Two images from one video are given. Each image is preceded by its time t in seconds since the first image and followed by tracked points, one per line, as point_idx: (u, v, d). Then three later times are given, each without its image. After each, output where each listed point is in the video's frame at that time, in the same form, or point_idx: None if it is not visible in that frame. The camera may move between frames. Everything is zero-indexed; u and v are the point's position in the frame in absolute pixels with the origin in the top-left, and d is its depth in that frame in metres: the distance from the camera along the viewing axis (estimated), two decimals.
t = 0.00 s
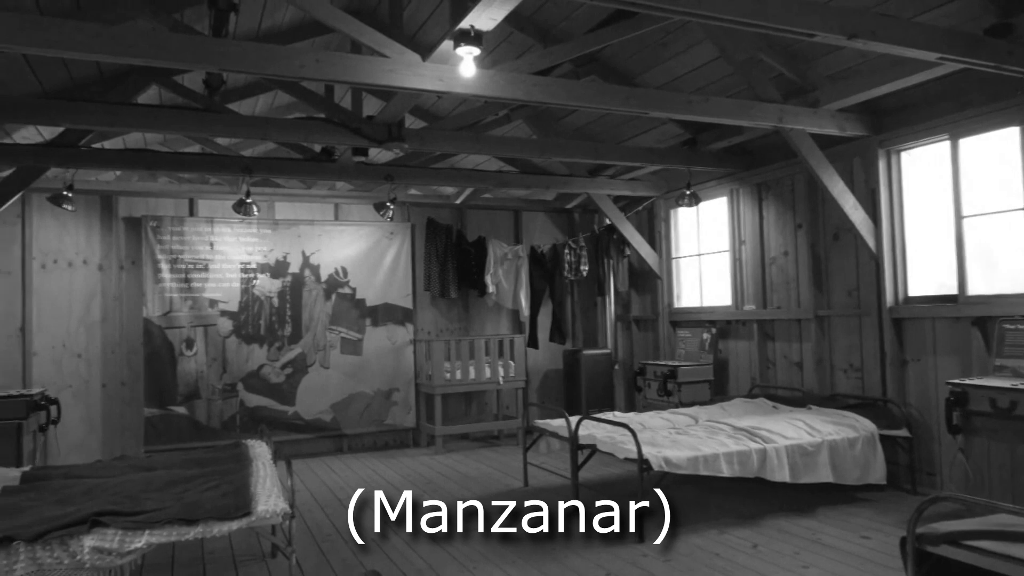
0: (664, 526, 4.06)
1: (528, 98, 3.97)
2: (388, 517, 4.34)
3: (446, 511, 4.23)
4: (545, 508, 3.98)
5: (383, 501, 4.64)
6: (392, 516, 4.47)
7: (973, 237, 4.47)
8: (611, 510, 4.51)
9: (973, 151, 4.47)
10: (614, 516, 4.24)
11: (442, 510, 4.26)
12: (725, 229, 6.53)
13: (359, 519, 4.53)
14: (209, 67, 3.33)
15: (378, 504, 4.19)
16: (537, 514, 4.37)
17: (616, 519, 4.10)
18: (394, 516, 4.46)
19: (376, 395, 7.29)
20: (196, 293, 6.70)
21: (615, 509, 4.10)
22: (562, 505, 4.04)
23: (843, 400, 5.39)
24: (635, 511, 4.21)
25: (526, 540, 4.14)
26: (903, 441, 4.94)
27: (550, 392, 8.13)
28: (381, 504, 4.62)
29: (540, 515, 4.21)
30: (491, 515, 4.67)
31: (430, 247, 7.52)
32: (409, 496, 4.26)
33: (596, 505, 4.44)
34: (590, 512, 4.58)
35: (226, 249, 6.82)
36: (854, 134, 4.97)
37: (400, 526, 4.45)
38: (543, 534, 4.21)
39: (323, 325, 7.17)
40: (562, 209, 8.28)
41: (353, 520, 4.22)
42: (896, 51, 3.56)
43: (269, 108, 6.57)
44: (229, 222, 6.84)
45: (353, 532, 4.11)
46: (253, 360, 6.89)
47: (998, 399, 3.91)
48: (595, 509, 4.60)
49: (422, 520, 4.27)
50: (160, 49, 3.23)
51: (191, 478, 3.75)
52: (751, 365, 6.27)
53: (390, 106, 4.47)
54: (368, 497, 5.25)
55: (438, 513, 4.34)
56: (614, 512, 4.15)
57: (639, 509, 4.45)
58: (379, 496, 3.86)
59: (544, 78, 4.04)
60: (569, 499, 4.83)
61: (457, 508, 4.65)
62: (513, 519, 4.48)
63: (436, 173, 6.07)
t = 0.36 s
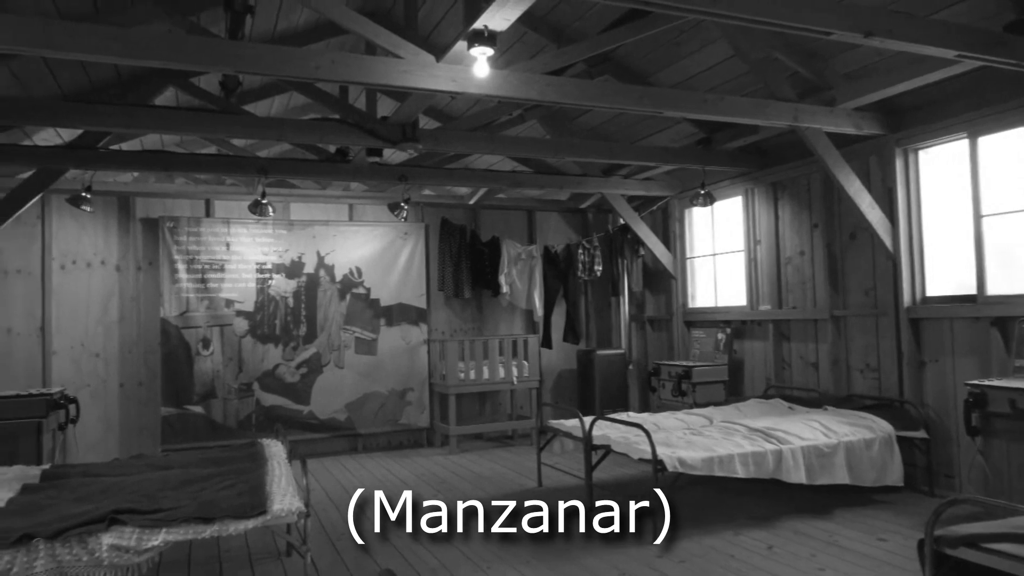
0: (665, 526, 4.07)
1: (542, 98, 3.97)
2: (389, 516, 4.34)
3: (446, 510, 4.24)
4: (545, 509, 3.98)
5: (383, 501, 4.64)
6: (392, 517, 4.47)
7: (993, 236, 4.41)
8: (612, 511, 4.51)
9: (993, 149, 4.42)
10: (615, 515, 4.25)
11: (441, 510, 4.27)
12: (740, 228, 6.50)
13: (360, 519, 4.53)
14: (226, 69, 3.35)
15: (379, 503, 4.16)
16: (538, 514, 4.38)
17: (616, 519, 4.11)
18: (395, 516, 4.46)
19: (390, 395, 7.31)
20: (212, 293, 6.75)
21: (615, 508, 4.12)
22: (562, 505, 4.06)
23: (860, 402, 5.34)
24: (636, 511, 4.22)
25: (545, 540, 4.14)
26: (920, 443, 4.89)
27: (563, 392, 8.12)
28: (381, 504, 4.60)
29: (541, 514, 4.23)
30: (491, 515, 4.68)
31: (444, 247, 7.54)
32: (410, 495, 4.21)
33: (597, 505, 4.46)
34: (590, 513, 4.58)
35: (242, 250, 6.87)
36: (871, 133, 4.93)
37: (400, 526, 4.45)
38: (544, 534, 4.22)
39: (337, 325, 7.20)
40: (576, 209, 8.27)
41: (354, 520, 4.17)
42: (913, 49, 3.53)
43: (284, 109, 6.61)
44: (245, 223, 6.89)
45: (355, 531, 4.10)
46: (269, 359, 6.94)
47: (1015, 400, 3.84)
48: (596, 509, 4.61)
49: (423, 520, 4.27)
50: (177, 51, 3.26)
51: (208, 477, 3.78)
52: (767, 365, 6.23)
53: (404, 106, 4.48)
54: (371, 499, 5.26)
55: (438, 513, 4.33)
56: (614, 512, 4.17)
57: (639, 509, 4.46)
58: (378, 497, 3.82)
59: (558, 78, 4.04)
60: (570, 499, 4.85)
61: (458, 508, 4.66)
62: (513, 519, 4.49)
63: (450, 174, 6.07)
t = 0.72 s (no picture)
0: (665, 526, 4.09)
1: (556, 98, 3.97)
2: (389, 516, 4.36)
3: (446, 510, 4.28)
4: (545, 509, 4.00)
5: (383, 501, 4.67)
6: (394, 518, 4.48)
7: (1012, 235, 4.36)
8: (612, 511, 4.52)
9: (1012, 147, 4.36)
10: (615, 516, 4.27)
11: (442, 510, 4.31)
12: (755, 228, 6.46)
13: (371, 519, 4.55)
14: (242, 70, 3.38)
15: (380, 503, 4.20)
16: (538, 514, 4.40)
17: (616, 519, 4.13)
18: (395, 517, 4.49)
19: (404, 394, 7.33)
20: (228, 293, 6.80)
21: (615, 508, 4.14)
22: (561, 505, 4.08)
23: (876, 402, 5.30)
24: (635, 511, 4.24)
25: (558, 540, 4.14)
26: (938, 444, 4.84)
27: (577, 393, 8.11)
28: (381, 504, 4.63)
29: (541, 515, 4.25)
30: (491, 515, 4.71)
31: (457, 247, 7.55)
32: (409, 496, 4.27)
33: (596, 505, 4.48)
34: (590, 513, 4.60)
35: (257, 250, 6.92)
36: (888, 131, 4.89)
37: (400, 526, 4.48)
38: (557, 534, 4.22)
39: (351, 325, 7.23)
40: (589, 208, 8.26)
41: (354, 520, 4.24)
42: (931, 46, 3.49)
43: (298, 111, 6.65)
44: (260, 223, 6.93)
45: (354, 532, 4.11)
46: (284, 359, 6.98)
47: None
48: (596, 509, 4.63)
49: (423, 520, 4.29)
50: (192, 53, 3.28)
51: (223, 476, 3.81)
52: (782, 365, 6.18)
53: (417, 107, 4.49)
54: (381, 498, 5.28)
55: (437, 513, 4.36)
56: (614, 513, 4.19)
57: (639, 509, 4.48)
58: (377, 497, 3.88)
59: (571, 78, 4.03)
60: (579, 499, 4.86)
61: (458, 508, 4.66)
62: (514, 519, 4.51)
63: (464, 174, 6.08)
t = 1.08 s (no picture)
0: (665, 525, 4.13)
1: (567, 98, 3.96)
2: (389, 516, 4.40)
3: (446, 511, 4.35)
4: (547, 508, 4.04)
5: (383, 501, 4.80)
6: (409, 519, 4.49)
7: None
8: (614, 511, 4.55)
9: None
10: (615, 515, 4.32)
11: (442, 511, 4.38)
12: (767, 227, 6.43)
13: (383, 519, 4.57)
14: (255, 71, 3.40)
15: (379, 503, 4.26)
16: (538, 514, 4.45)
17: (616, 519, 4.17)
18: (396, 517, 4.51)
19: (415, 394, 7.35)
20: (241, 293, 6.84)
21: (615, 508, 4.19)
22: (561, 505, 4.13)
23: (890, 403, 5.26)
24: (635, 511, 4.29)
25: (569, 540, 4.14)
26: (953, 445, 4.80)
27: (589, 392, 8.11)
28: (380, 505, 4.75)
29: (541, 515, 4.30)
30: (491, 515, 4.73)
31: (469, 247, 7.57)
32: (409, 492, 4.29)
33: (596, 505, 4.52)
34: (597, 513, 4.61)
35: (270, 250, 6.96)
36: (902, 130, 4.85)
37: (417, 526, 4.48)
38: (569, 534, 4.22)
39: (363, 325, 7.26)
40: (601, 208, 8.24)
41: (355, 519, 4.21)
42: (946, 44, 3.46)
43: (310, 111, 6.68)
44: (273, 223, 6.97)
45: (354, 532, 4.12)
46: (296, 359, 7.01)
47: None
48: (596, 509, 4.66)
49: (423, 520, 4.35)
50: (205, 54, 3.30)
51: (236, 475, 3.83)
52: (795, 366, 6.15)
53: (429, 107, 4.50)
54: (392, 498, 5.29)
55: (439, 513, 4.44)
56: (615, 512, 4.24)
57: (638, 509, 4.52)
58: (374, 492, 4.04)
59: (582, 78, 4.02)
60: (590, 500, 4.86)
61: (458, 508, 4.75)
62: (514, 520, 4.55)
63: (476, 174, 6.08)
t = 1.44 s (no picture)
0: (665, 525, 4.15)
1: (579, 97, 3.95)
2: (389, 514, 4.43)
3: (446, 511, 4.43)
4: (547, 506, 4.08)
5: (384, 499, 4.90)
6: (421, 521, 4.51)
7: None
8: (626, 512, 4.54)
9: None
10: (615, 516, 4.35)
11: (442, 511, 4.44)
12: (781, 227, 6.39)
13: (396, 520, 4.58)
14: (268, 72, 3.42)
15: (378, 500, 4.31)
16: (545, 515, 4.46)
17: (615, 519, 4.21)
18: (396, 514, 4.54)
19: (428, 394, 7.37)
20: (255, 293, 6.88)
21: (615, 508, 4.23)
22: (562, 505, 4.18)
23: (906, 404, 5.22)
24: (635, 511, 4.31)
25: (581, 541, 4.13)
26: (970, 447, 4.75)
27: (601, 393, 8.09)
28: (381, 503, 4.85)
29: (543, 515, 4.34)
30: (499, 514, 4.74)
31: (481, 247, 7.58)
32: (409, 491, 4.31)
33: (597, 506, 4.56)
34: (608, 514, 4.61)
35: (283, 250, 6.99)
36: (918, 128, 4.81)
37: (430, 527, 4.49)
38: (581, 535, 4.22)
39: (376, 325, 7.28)
40: (613, 208, 8.23)
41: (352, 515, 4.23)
42: (962, 42, 3.43)
43: (323, 112, 6.71)
44: (286, 224, 7.01)
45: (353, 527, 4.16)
46: (309, 359, 7.04)
47: None
48: (604, 510, 4.68)
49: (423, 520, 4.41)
50: (220, 56, 3.32)
51: (250, 474, 3.86)
52: (809, 366, 6.11)
53: (441, 107, 4.51)
54: (405, 498, 5.29)
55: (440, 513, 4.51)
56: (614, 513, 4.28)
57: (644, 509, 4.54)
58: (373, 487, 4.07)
59: (594, 77, 4.01)
60: (602, 501, 4.85)
61: (462, 509, 4.77)
62: (518, 520, 4.58)
63: (488, 174, 6.08)
